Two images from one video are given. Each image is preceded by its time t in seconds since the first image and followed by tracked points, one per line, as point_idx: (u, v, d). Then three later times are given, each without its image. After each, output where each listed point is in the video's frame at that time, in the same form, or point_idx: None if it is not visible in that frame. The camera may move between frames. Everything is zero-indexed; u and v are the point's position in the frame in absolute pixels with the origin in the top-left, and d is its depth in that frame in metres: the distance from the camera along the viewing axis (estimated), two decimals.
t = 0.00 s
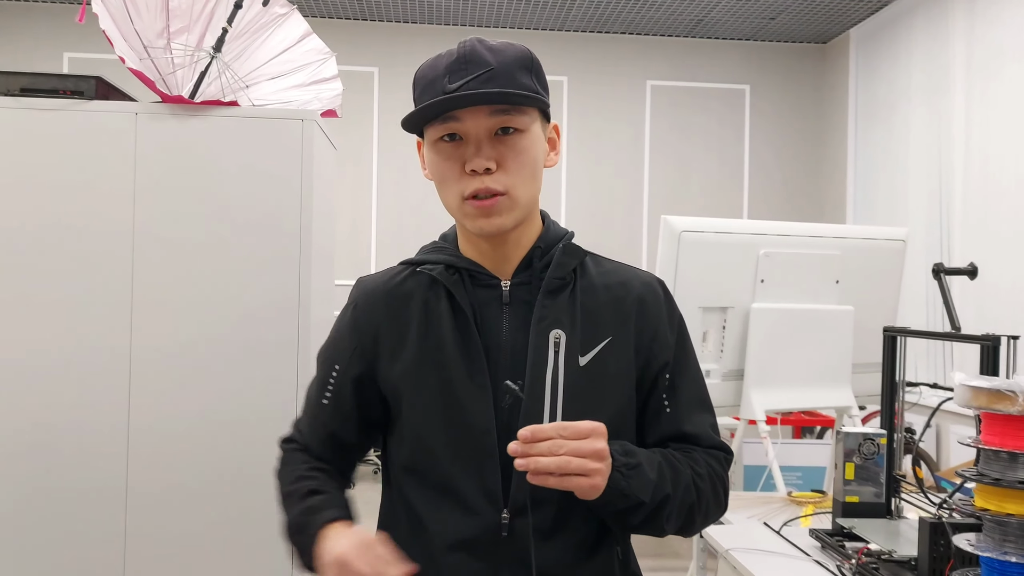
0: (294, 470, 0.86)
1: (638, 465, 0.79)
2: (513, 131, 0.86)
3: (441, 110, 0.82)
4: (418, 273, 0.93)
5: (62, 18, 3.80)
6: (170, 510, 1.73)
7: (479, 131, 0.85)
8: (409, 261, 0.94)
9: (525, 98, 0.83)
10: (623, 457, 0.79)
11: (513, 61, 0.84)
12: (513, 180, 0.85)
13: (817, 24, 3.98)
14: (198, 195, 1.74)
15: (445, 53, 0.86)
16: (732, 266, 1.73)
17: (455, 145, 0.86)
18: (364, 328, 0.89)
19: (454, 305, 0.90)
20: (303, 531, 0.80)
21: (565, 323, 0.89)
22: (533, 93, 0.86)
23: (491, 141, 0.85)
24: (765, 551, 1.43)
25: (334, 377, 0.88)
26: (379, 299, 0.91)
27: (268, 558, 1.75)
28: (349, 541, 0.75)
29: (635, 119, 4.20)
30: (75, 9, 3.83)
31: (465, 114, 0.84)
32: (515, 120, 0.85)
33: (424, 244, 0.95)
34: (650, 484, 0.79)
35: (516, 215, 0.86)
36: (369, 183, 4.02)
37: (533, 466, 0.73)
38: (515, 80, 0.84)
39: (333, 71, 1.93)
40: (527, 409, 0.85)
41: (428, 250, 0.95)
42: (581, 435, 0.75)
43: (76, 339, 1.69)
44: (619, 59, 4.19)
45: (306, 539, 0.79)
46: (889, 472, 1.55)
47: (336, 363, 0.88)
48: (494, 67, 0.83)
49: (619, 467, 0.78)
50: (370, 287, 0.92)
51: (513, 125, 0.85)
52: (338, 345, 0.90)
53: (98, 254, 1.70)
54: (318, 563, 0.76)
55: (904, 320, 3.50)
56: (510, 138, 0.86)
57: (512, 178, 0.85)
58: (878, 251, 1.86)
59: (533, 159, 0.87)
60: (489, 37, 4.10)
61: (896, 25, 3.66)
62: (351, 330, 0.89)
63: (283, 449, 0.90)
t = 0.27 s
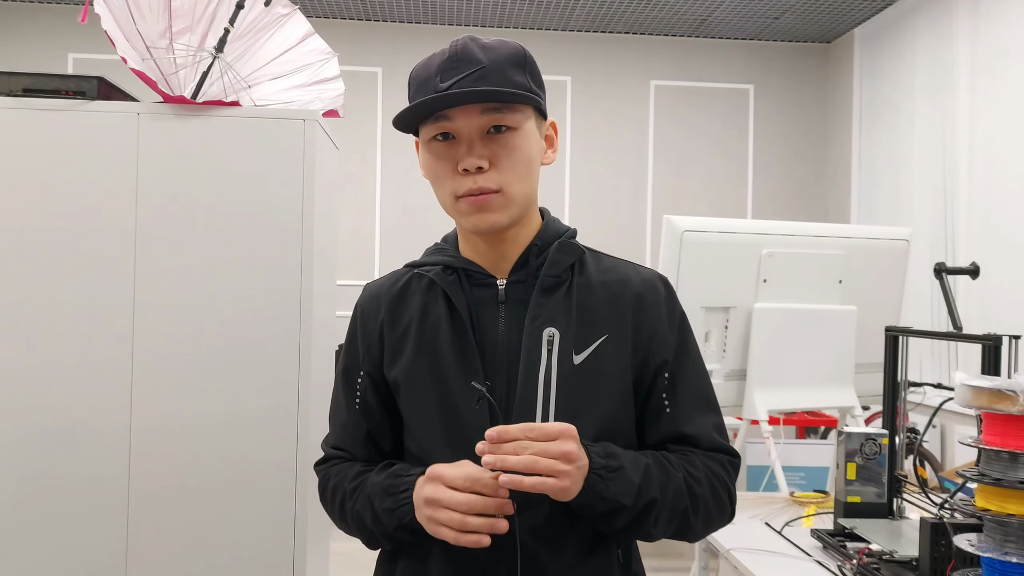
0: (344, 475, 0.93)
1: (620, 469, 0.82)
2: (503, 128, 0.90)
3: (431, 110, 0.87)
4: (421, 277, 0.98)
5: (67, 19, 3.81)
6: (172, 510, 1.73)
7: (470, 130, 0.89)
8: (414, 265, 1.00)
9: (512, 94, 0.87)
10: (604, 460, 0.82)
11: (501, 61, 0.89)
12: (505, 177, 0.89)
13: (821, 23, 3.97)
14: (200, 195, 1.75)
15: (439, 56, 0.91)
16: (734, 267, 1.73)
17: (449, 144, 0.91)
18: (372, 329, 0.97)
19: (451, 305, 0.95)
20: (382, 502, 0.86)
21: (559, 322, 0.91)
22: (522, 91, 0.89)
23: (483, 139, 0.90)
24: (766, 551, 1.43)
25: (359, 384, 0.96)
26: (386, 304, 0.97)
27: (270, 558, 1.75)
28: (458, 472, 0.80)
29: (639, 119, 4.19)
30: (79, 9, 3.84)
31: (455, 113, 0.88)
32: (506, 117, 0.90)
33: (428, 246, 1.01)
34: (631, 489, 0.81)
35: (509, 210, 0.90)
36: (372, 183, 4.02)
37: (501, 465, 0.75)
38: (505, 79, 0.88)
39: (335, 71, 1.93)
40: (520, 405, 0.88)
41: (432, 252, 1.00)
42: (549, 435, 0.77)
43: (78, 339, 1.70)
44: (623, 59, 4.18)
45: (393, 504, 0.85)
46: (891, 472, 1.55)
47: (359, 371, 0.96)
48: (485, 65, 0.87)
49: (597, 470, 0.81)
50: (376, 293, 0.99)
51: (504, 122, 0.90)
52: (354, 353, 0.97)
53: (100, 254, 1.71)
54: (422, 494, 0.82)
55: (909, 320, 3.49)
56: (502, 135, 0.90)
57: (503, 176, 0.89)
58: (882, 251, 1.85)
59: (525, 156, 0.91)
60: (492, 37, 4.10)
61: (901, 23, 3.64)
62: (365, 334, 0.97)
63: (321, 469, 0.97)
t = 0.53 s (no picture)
0: (331, 470, 0.91)
1: (628, 471, 0.81)
2: (512, 127, 0.89)
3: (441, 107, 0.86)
4: (425, 275, 0.97)
5: (70, 19, 3.81)
6: (173, 510, 1.73)
7: (479, 128, 0.89)
8: (418, 263, 0.99)
9: (524, 93, 0.86)
10: (611, 462, 0.81)
11: (512, 59, 0.88)
12: (513, 177, 0.89)
13: (826, 22, 3.96)
14: (201, 195, 1.74)
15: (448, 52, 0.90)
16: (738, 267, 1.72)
17: (457, 141, 0.90)
18: (375, 327, 0.96)
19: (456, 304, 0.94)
20: (364, 502, 0.85)
21: (565, 322, 0.91)
22: (533, 90, 0.89)
23: (492, 137, 0.89)
24: (768, 553, 1.42)
25: (355, 383, 0.95)
26: (390, 301, 0.96)
27: (270, 559, 1.75)
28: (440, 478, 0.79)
29: (643, 118, 4.18)
30: (82, 10, 3.85)
31: (464, 111, 0.88)
32: (515, 117, 0.89)
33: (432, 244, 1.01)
34: (637, 491, 0.80)
35: (517, 209, 0.89)
36: (376, 183, 4.02)
37: (511, 465, 0.75)
38: (515, 78, 0.88)
39: (337, 71, 1.93)
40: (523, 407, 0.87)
41: (436, 251, 1.00)
42: (559, 437, 0.76)
43: (79, 339, 1.70)
44: (627, 58, 4.17)
45: (373, 504, 0.84)
46: (895, 473, 1.53)
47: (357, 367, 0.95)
48: (495, 63, 0.87)
49: (605, 472, 0.79)
50: (380, 292, 0.98)
51: (513, 121, 0.89)
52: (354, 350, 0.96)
53: (101, 254, 1.71)
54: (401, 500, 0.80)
55: (915, 320, 3.48)
56: (511, 134, 0.89)
57: (512, 176, 0.89)
58: (887, 251, 1.84)
59: (534, 156, 0.91)
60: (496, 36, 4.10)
61: (906, 22, 3.63)
62: (366, 331, 0.96)
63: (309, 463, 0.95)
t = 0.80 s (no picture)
0: (319, 466, 0.90)
1: (631, 473, 0.81)
2: (518, 132, 0.90)
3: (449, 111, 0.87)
4: (428, 275, 0.98)
5: (73, 20, 3.82)
6: (176, 510, 1.73)
7: (485, 132, 0.90)
8: (420, 264, 1.00)
9: (531, 99, 0.87)
10: (616, 463, 0.81)
11: (519, 63, 0.89)
12: (519, 182, 0.90)
13: (827, 23, 3.96)
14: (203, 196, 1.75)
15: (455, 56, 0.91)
16: (740, 267, 1.72)
17: (463, 145, 0.91)
18: (376, 327, 0.96)
19: (459, 305, 0.95)
20: (338, 499, 0.84)
21: (567, 324, 0.92)
22: (539, 95, 0.90)
23: (498, 141, 0.90)
24: (770, 553, 1.42)
25: (355, 382, 0.94)
26: (392, 300, 0.96)
27: (273, 559, 1.75)
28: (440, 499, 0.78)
29: (645, 119, 4.18)
30: (84, 11, 3.86)
31: (472, 115, 0.88)
32: (521, 121, 0.90)
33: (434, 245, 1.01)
34: (641, 493, 0.81)
35: (520, 214, 0.90)
36: (378, 184, 4.02)
37: (520, 467, 0.74)
38: (522, 84, 0.89)
39: (339, 72, 1.93)
40: (527, 409, 0.88)
41: (438, 252, 1.01)
42: (564, 441, 0.77)
43: (81, 340, 1.70)
44: (629, 59, 4.17)
45: (347, 502, 0.83)
46: (897, 473, 1.54)
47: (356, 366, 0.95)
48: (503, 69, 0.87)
49: (610, 474, 0.80)
50: (381, 292, 0.98)
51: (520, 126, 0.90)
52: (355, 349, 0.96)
53: (104, 255, 1.71)
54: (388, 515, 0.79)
55: (917, 321, 3.48)
56: (516, 139, 0.90)
57: (517, 180, 0.90)
58: (889, 252, 1.84)
59: (539, 161, 0.92)
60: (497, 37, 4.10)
61: (908, 22, 3.63)
62: (367, 331, 0.96)
63: (303, 460, 0.93)
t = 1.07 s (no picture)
0: (298, 460, 0.90)
1: (627, 476, 0.81)
2: (508, 137, 0.91)
3: (440, 119, 0.87)
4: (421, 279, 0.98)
5: (75, 21, 3.83)
6: (176, 510, 1.74)
7: (476, 138, 0.90)
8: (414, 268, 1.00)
9: (520, 106, 0.88)
10: (611, 467, 0.81)
11: (508, 69, 0.89)
12: (509, 187, 0.91)
13: (828, 23, 3.97)
14: (204, 198, 1.76)
15: (445, 62, 0.91)
16: (739, 269, 1.73)
17: (454, 151, 0.91)
18: (369, 331, 0.97)
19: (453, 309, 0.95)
20: (299, 492, 0.86)
21: (560, 327, 0.92)
22: (528, 100, 0.90)
23: (488, 147, 0.90)
24: (768, 554, 1.43)
25: (343, 383, 0.95)
26: (385, 305, 0.97)
27: (273, 559, 1.76)
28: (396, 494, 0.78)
29: (646, 119, 4.19)
30: (86, 12, 3.87)
31: (462, 122, 0.89)
32: (511, 127, 0.90)
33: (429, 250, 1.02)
34: (636, 495, 0.81)
35: (512, 219, 0.91)
36: (379, 185, 4.03)
37: (516, 475, 0.74)
38: (511, 89, 0.89)
39: (339, 74, 1.94)
40: (521, 413, 0.88)
41: (433, 257, 1.02)
42: (558, 447, 0.76)
43: (83, 341, 1.71)
44: (630, 59, 4.18)
45: (307, 494, 0.85)
46: (894, 474, 1.54)
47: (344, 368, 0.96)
48: (492, 75, 0.88)
49: (605, 478, 0.79)
50: (375, 295, 0.99)
51: (510, 132, 0.90)
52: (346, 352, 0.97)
53: (105, 256, 1.72)
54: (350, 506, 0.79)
55: (917, 321, 3.48)
56: (507, 144, 0.91)
57: (508, 185, 0.91)
58: (888, 253, 1.84)
59: (529, 165, 0.92)
60: (498, 38, 4.11)
61: (908, 23, 3.63)
62: (361, 335, 0.97)
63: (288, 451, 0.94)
